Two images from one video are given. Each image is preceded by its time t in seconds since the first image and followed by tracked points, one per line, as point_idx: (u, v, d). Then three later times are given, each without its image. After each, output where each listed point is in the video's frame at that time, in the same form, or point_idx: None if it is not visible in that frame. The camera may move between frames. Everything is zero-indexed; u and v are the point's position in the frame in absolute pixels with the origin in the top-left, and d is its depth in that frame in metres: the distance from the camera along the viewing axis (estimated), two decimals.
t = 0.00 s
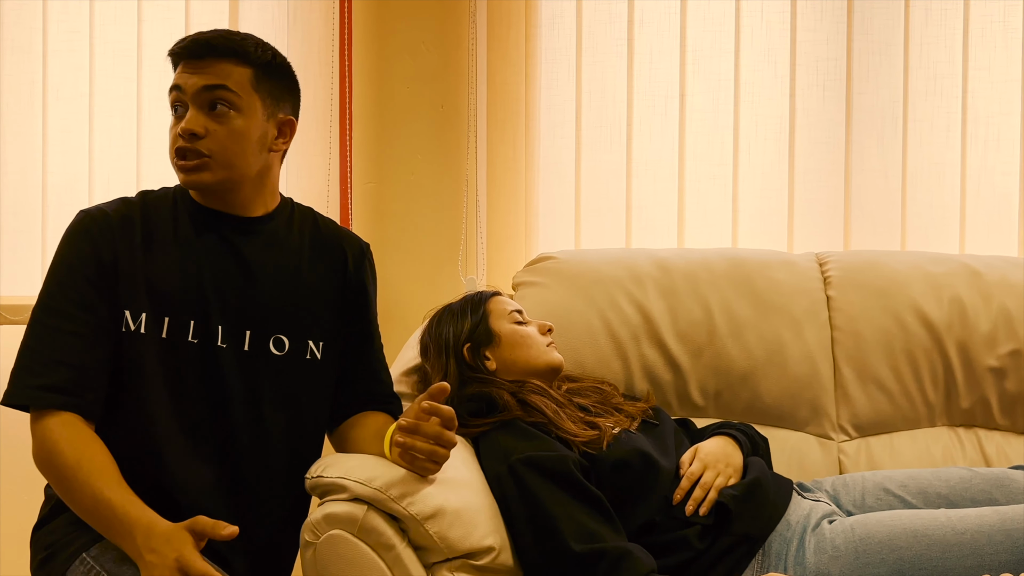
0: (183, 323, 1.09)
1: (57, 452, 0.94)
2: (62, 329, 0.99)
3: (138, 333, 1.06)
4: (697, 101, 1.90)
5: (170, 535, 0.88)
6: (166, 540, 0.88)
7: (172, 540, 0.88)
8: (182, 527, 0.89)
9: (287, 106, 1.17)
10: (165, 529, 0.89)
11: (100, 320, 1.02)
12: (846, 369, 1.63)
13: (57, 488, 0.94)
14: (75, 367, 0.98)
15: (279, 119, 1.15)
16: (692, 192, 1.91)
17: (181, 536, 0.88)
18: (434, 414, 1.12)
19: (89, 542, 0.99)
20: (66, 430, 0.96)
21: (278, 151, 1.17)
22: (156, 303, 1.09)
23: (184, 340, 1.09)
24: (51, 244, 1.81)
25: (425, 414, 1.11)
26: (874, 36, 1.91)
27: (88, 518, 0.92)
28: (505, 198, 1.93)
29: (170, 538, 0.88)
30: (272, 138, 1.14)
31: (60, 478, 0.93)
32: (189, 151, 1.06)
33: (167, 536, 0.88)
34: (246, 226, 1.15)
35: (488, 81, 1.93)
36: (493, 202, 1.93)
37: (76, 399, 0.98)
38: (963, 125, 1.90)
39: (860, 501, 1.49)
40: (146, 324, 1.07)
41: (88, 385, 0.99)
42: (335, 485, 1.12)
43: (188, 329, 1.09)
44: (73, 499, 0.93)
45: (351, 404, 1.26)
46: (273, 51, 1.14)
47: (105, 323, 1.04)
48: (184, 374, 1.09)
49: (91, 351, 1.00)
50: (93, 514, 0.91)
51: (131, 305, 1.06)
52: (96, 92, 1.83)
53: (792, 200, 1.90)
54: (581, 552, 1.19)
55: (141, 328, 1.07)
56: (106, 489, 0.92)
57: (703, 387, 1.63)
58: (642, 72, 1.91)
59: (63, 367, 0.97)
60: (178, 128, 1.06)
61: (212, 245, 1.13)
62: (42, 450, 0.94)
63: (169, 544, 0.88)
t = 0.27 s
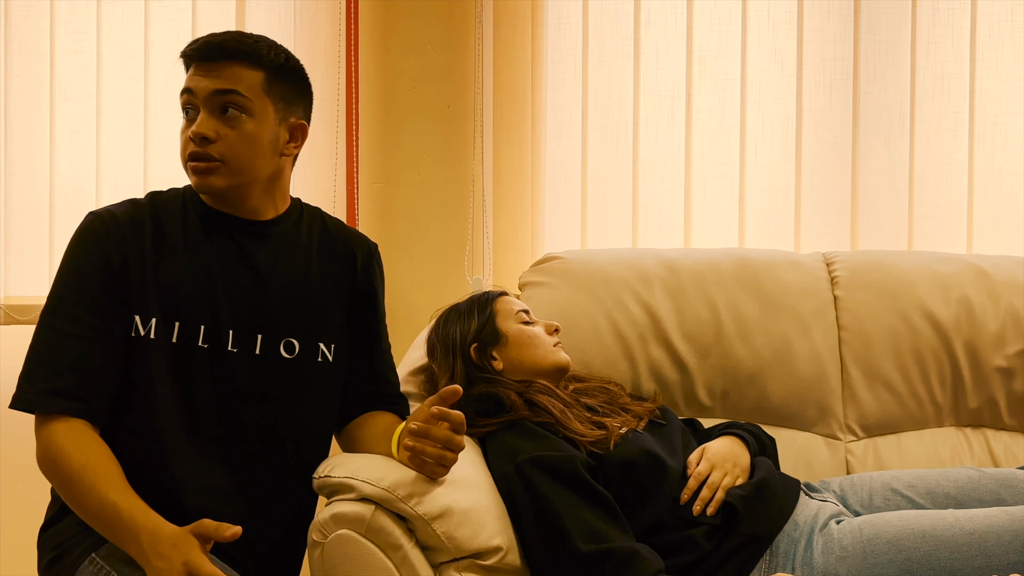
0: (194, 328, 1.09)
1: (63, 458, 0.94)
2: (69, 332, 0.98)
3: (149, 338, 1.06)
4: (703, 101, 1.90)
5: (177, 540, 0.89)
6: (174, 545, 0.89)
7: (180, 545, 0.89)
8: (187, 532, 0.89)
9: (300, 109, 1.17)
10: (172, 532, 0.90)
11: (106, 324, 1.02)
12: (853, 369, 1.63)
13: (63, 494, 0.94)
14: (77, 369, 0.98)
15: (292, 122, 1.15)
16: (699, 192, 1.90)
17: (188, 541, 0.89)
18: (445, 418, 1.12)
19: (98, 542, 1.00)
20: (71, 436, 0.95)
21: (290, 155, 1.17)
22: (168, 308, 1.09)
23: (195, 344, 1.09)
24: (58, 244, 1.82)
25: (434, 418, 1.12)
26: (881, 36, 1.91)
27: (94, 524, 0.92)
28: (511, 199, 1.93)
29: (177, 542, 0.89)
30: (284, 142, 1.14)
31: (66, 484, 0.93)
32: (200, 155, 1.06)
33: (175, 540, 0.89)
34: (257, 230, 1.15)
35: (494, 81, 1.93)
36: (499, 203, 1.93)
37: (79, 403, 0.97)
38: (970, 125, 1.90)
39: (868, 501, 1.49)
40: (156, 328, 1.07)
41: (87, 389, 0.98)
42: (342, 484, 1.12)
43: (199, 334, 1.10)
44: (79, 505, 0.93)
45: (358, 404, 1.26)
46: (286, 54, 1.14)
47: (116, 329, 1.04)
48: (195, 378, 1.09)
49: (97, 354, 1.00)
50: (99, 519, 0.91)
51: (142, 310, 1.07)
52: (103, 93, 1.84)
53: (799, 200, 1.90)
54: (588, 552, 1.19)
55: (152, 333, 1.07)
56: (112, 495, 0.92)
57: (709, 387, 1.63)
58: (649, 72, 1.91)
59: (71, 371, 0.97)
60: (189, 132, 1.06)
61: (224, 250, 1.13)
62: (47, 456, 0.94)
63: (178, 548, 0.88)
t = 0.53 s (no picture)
0: (207, 332, 1.09)
1: (80, 463, 0.93)
2: (86, 338, 0.98)
3: (163, 342, 1.06)
4: (705, 100, 1.90)
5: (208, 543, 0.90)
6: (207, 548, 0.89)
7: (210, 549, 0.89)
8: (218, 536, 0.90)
9: (313, 114, 1.17)
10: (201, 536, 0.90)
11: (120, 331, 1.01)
12: (856, 369, 1.63)
13: (80, 499, 0.93)
14: (86, 373, 0.97)
15: (304, 128, 1.15)
16: (701, 191, 1.90)
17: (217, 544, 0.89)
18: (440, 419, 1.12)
19: (113, 543, 1.00)
20: (87, 441, 0.94)
21: (301, 160, 1.18)
22: (182, 313, 1.09)
23: (208, 350, 1.09)
24: (62, 244, 1.82)
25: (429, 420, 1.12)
26: (884, 35, 1.90)
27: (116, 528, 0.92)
28: (513, 198, 1.93)
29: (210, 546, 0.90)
30: (297, 147, 1.15)
31: (84, 489, 0.92)
32: (215, 159, 1.05)
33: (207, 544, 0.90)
34: (265, 233, 1.15)
35: (496, 81, 1.93)
36: (501, 202, 1.93)
37: (92, 408, 0.96)
38: (973, 124, 1.89)
39: (870, 501, 1.49)
40: (170, 334, 1.07)
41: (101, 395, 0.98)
42: (344, 484, 1.12)
43: (211, 339, 1.09)
44: (99, 510, 0.92)
45: (360, 404, 1.26)
46: (301, 60, 1.14)
47: (131, 334, 1.03)
48: (211, 384, 1.09)
49: (107, 362, 0.99)
50: (124, 524, 0.91)
51: (157, 315, 1.06)
52: (105, 93, 1.84)
53: (802, 199, 1.90)
54: (590, 551, 1.19)
55: (166, 338, 1.06)
56: (137, 500, 0.92)
57: (712, 386, 1.63)
58: (651, 71, 1.90)
59: (84, 376, 0.96)
60: (204, 135, 1.05)
61: (235, 255, 1.13)
62: (63, 461, 0.93)
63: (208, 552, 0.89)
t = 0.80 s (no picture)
0: (212, 332, 1.09)
1: (132, 454, 0.91)
2: (110, 329, 0.97)
3: (173, 339, 1.06)
4: (704, 99, 1.90)
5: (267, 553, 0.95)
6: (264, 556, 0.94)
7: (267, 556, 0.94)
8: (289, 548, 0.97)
9: (313, 111, 1.17)
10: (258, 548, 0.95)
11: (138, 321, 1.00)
12: (854, 367, 1.63)
13: (120, 490, 0.91)
14: (124, 367, 0.96)
15: (306, 125, 1.16)
16: (700, 190, 1.90)
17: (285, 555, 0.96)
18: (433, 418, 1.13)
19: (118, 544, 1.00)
20: (143, 436, 0.93)
21: (303, 157, 1.18)
22: (190, 311, 1.08)
23: (214, 347, 1.09)
24: (60, 243, 1.82)
25: (422, 422, 1.12)
26: (882, 34, 1.90)
27: (152, 527, 0.90)
28: (511, 197, 1.92)
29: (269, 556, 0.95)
30: (299, 145, 1.15)
31: (131, 480, 0.91)
32: (219, 157, 1.05)
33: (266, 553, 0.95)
34: (269, 233, 1.15)
35: (494, 79, 1.93)
36: (500, 201, 1.92)
37: (133, 395, 0.96)
38: (971, 122, 1.89)
39: (869, 499, 1.49)
40: (179, 330, 1.07)
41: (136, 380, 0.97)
42: (342, 483, 1.13)
43: (217, 337, 1.09)
44: (139, 504, 0.90)
45: (359, 403, 1.26)
46: (302, 57, 1.14)
47: (148, 327, 1.02)
48: (216, 383, 1.09)
49: (139, 353, 0.98)
50: (166, 524, 0.90)
51: (168, 311, 1.06)
52: (103, 92, 1.83)
53: (800, 198, 1.90)
54: (589, 549, 1.19)
55: (176, 334, 1.06)
56: (199, 501, 0.92)
57: (710, 385, 1.63)
58: (649, 70, 1.90)
59: (115, 365, 0.96)
60: (208, 133, 1.05)
61: (240, 254, 1.13)
62: (115, 449, 0.91)
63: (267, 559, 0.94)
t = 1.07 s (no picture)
0: (206, 329, 1.09)
1: (122, 457, 0.91)
2: (99, 329, 0.97)
3: (167, 338, 1.05)
4: (699, 96, 1.90)
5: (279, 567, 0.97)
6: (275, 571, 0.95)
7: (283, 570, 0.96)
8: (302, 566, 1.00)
9: (308, 107, 1.16)
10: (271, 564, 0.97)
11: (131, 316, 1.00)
12: (848, 365, 1.63)
13: (109, 492, 0.90)
14: (115, 368, 0.96)
15: (301, 122, 1.15)
16: (695, 187, 1.90)
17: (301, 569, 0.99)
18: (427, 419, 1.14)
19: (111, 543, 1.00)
20: (131, 437, 0.93)
21: (298, 154, 1.18)
22: (184, 308, 1.08)
23: (207, 345, 1.08)
24: (53, 242, 1.81)
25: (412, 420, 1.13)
26: (876, 31, 1.90)
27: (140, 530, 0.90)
28: (506, 195, 1.92)
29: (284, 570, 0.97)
30: (295, 141, 1.15)
31: (119, 483, 0.90)
32: (224, 158, 1.05)
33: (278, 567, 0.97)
34: (261, 228, 1.14)
35: (489, 77, 1.93)
36: (494, 199, 1.92)
37: (126, 398, 0.96)
38: (966, 120, 1.89)
39: (863, 496, 1.49)
40: (173, 328, 1.06)
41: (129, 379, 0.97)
42: (336, 480, 1.13)
43: (211, 335, 1.09)
44: (128, 507, 0.90)
45: (352, 401, 1.26)
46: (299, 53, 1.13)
47: (140, 326, 1.02)
48: (209, 382, 1.08)
49: (128, 353, 0.98)
50: (155, 526, 0.90)
51: (162, 309, 1.06)
52: (97, 89, 1.83)
53: (795, 196, 1.90)
54: (583, 546, 1.20)
55: (170, 334, 1.05)
56: (191, 504, 0.92)
57: (704, 382, 1.64)
58: (644, 67, 1.90)
59: (108, 367, 0.95)
60: (212, 133, 1.04)
61: (235, 252, 1.12)
62: (104, 450, 0.91)
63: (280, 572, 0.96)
